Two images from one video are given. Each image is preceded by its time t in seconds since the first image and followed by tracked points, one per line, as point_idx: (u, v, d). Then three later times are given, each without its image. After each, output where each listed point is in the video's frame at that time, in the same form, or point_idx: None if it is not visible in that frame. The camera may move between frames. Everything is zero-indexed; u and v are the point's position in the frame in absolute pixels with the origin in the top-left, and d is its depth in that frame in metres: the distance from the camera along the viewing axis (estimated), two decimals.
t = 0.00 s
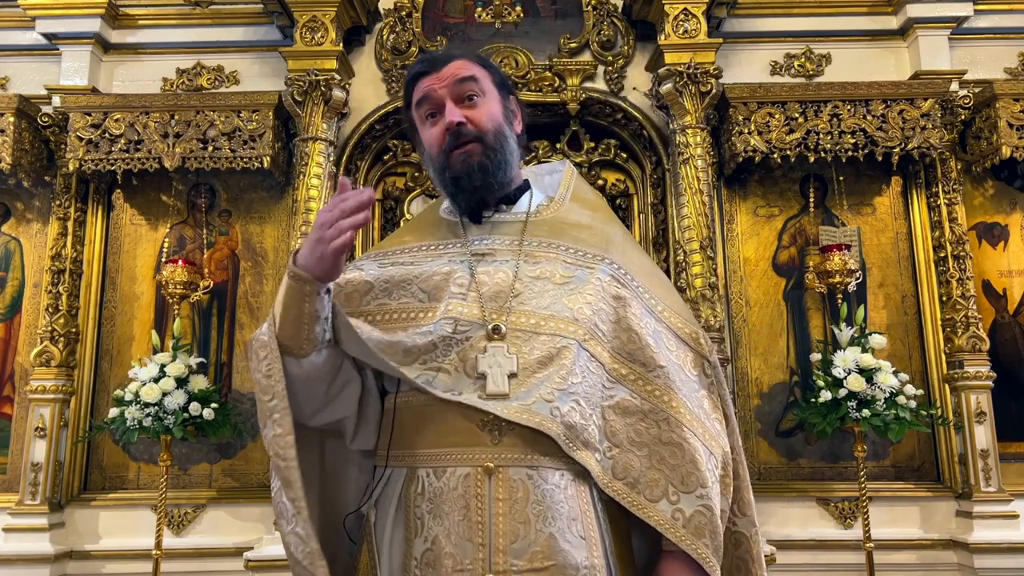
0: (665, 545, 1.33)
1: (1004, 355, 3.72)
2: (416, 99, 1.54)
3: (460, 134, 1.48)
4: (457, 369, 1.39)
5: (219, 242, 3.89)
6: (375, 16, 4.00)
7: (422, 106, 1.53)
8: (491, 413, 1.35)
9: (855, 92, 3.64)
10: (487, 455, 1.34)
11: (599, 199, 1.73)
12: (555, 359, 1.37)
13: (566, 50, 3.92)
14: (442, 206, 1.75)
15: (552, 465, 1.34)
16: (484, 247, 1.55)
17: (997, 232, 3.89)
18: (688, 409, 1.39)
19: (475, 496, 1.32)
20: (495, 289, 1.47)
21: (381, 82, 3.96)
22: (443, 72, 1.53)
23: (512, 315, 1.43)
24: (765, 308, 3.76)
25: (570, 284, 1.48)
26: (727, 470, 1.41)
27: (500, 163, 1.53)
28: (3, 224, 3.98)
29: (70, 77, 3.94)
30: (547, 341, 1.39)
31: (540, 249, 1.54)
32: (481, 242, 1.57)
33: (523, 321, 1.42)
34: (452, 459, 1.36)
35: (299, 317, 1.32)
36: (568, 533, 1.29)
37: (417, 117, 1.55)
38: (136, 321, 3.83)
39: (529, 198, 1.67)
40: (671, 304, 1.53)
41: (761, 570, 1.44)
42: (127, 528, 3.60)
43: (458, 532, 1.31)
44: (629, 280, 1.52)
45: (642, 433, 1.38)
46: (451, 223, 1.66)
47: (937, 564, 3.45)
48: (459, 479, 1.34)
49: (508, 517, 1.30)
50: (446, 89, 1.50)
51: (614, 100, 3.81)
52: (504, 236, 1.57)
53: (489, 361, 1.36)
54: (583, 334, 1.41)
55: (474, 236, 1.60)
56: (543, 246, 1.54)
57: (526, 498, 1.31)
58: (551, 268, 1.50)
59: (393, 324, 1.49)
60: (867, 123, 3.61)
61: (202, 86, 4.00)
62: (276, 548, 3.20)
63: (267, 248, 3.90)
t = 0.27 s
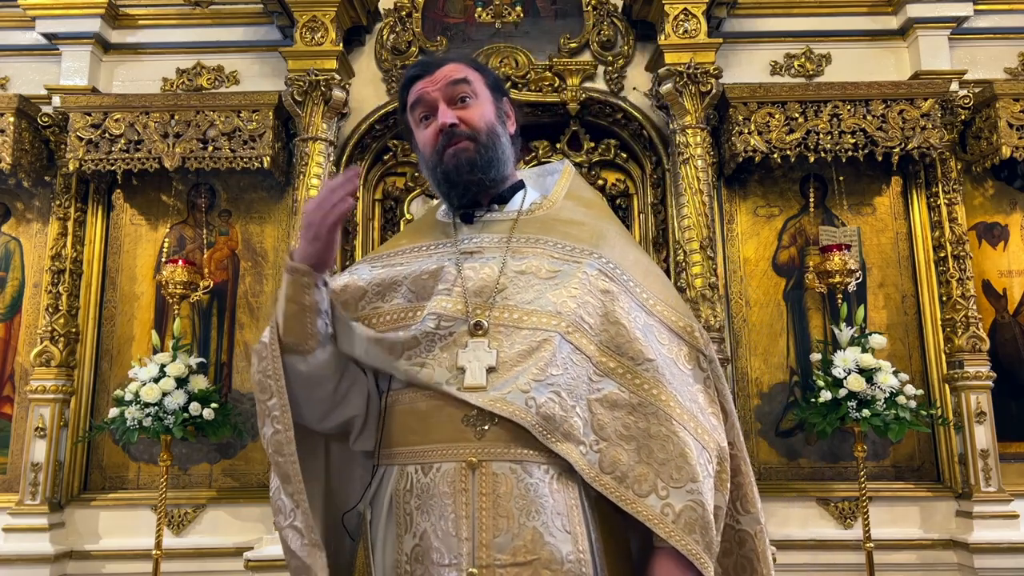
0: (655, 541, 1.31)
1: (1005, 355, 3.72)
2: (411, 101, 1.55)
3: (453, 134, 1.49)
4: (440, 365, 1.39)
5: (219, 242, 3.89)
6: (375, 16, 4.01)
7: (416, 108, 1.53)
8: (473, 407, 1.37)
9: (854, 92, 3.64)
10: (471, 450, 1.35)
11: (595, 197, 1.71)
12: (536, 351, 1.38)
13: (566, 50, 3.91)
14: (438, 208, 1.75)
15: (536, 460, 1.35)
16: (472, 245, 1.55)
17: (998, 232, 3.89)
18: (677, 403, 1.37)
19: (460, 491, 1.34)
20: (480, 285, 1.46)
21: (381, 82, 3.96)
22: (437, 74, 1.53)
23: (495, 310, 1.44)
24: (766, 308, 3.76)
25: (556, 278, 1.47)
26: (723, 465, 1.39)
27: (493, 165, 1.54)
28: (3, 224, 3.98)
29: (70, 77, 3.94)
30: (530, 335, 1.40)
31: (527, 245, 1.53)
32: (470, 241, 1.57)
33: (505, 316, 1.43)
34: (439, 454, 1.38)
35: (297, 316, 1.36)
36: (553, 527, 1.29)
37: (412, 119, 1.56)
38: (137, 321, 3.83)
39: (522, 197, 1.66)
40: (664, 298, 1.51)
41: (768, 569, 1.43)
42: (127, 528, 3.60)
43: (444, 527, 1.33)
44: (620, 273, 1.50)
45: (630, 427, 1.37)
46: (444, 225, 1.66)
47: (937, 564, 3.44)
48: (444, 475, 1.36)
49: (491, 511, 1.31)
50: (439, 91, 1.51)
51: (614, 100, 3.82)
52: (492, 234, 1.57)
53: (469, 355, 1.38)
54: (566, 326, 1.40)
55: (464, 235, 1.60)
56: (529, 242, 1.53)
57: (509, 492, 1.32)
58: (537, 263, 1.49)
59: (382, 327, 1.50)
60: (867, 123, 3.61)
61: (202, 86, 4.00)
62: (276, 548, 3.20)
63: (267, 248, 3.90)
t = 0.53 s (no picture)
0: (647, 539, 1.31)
1: (1004, 355, 3.72)
2: (406, 106, 1.54)
3: (449, 139, 1.49)
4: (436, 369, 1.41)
5: (219, 242, 3.89)
6: (374, 16, 4.01)
7: (412, 113, 1.53)
8: (466, 407, 1.37)
9: (855, 92, 3.64)
10: (462, 449, 1.35)
11: (593, 197, 1.70)
12: (530, 348, 1.38)
13: (566, 50, 3.91)
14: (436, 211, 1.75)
15: (528, 458, 1.34)
16: (468, 247, 1.56)
17: (997, 232, 3.89)
18: (671, 401, 1.37)
19: (451, 490, 1.34)
20: (475, 288, 1.47)
21: (381, 82, 3.96)
22: (432, 79, 1.53)
23: (490, 312, 1.44)
24: (766, 308, 3.76)
25: (549, 278, 1.47)
26: (719, 463, 1.38)
27: (490, 169, 1.54)
28: (3, 224, 3.98)
29: (70, 77, 3.94)
30: (524, 334, 1.40)
31: (521, 245, 1.53)
32: (465, 243, 1.57)
33: (500, 316, 1.43)
34: (431, 453, 1.37)
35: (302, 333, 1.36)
36: (545, 525, 1.30)
37: (408, 124, 1.55)
38: (137, 321, 3.83)
39: (518, 197, 1.66)
40: (661, 297, 1.51)
41: (769, 569, 1.43)
42: (127, 528, 3.60)
43: (437, 526, 1.33)
44: (614, 272, 1.50)
45: (622, 425, 1.38)
46: (441, 228, 1.66)
47: (936, 564, 3.45)
48: (436, 473, 1.36)
49: (483, 510, 1.31)
50: (434, 96, 1.50)
51: (614, 100, 3.82)
52: (488, 236, 1.57)
53: (464, 357, 1.38)
54: (560, 324, 1.41)
55: (461, 238, 1.60)
56: (524, 242, 1.53)
57: (501, 491, 1.32)
58: (530, 263, 1.50)
59: (378, 332, 1.52)
60: (867, 123, 3.61)
61: (202, 86, 4.00)
62: (276, 548, 3.20)
63: (267, 248, 3.90)
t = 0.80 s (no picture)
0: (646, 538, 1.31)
1: (1005, 355, 3.72)
2: (403, 117, 1.52)
3: (449, 154, 1.49)
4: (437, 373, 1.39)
5: (219, 242, 3.89)
6: (375, 16, 4.01)
7: (409, 125, 1.52)
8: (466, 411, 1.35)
9: (854, 92, 3.64)
10: (464, 452, 1.35)
11: (591, 198, 1.71)
12: (532, 348, 1.37)
13: (566, 50, 3.91)
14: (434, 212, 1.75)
15: (530, 460, 1.34)
16: (468, 249, 1.56)
17: (997, 232, 3.89)
18: (671, 402, 1.37)
19: (453, 493, 1.34)
20: (475, 291, 1.47)
21: (381, 82, 3.96)
22: (428, 89, 1.50)
23: (491, 315, 1.43)
24: (766, 308, 3.76)
25: (550, 279, 1.48)
26: (717, 463, 1.39)
27: (490, 180, 1.54)
28: (3, 224, 3.98)
29: (70, 77, 3.94)
30: (525, 335, 1.39)
31: (522, 247, 1.53)
32: (465, 245, 1.57)
33: (501, 319, 1.42)
34: (433, 456, 1.37)
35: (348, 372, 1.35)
36: (545, 527, 1.30)
37: (405, 135, 1.54)
38: (137, 321, 3.83)
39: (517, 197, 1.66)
40: (659, 298, 1.52)
41: (764, 569, 1.42)
42: (127, 528, 3.60)
43: (438, 529, 1.33)
44: (613, 274, 1.52)
45: (622, 425, 1.37)
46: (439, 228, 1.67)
47: (936, 564, 3.44)
48: (438, 476, 1.36)
49: (484, 512, 1.31)
50: (432, 109, 1.49)
51: (614, 100, 3.82)
52: (487, 238, 1.57)
53: (465, 360, 1.35)
54: (561, 326, 1.41)
55: (459, 240, 1.60)
56: (524, 245, 1.54)
57: (502, 494, 1.32)
58: (530, 265, 1.50)
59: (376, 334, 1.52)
60: (867, 123, 3.61)
61: (202, 86, 4.00)
62: (276, 548, 3.20)
63: (267, 249, 3.90)
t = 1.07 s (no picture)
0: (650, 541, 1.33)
1: (1004, 355, 3.72)
2: (401, 108, 1.53)
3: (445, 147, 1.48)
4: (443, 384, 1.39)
5: (219, 242, 3.89)
6: (375, 16, 4.01)
7: (407, 116, 1.52)
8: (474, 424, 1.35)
9: (855, 92, 3.64)
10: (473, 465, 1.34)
11: (589, 193, 1.72)
12: (541, 358, 1.36)
13: (566, 50, 3.91)
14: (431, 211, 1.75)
15: (537, 471, 1.34)
16: (467, 254, 1.56)
17: (997, 232, 3.89)
18: (673, 405, 1.39)
19: (461, 504, 1.34)
20: (480, 298, 1.47)
21: (380, 82, 3.96)
22: (427, 81, 1.51)
23: (497, 324, 1.43)
24: (766, 308, 3.76)
25: (553, 284, 1.48)
26: (718, 465, 1.41)
27: (486, 176, 1.54)
28: (3, 224, 3.98)
29: (70, 77, 3.94)
30: (533, 345, 1.38)
31: (525, 252, 1.54)
32: (464, 249, 1.58)
33: (507, 328, 1.42)
34: (439, 468, 1.37)
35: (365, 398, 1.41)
36: (552, 538, 1.30)
37: (403, 126, 1.54)
38: (137, 321, 3.83)
39: (516, 197, 1.66)
40: (659, 299, 1.54)
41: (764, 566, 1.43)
42: (127, 528, 3.60)
43: (446, 540, 1.33)
44: (615, 276, 1.52)
45: (625, 431, 1.38)
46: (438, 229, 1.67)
47: (936, 564, 3.45)
48: (445, 488, 1.36)
49: (492, 524, 1.31)
50: (430, 101, 1.49)
51: (614, 100, 3.82)
52: (487, 241, 1.58)
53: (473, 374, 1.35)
54: (568, 334, 1.40)
55: (458, 243, 1.61)
56: (528, 249, 1.54)
57: (511, 507, 1.32)
58: (534, 270, 1.50)
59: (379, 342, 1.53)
60: (867, 123, 3.61)
61: (202, 86, 4.00)
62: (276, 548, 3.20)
63: (267, 249, 3.90)
